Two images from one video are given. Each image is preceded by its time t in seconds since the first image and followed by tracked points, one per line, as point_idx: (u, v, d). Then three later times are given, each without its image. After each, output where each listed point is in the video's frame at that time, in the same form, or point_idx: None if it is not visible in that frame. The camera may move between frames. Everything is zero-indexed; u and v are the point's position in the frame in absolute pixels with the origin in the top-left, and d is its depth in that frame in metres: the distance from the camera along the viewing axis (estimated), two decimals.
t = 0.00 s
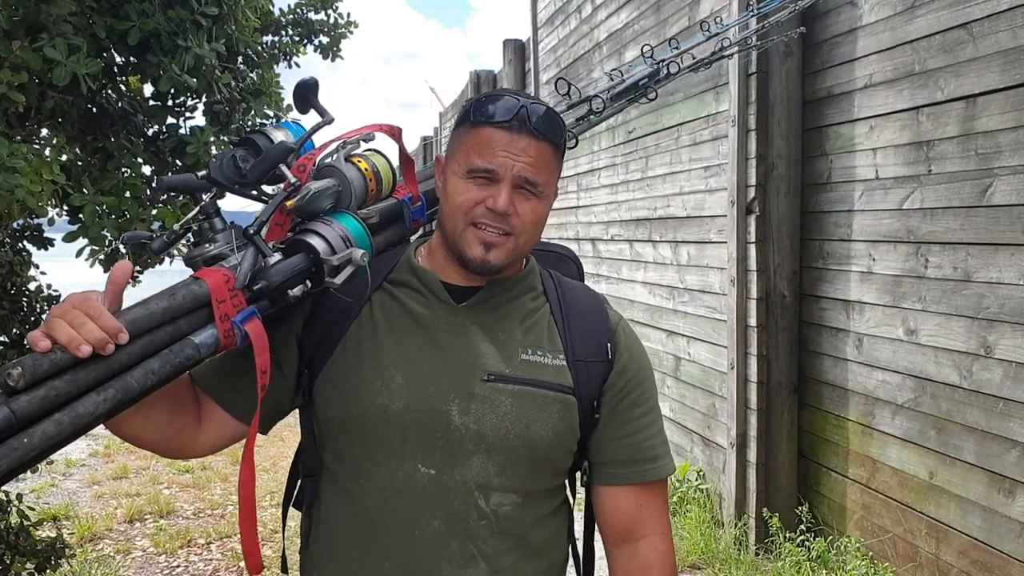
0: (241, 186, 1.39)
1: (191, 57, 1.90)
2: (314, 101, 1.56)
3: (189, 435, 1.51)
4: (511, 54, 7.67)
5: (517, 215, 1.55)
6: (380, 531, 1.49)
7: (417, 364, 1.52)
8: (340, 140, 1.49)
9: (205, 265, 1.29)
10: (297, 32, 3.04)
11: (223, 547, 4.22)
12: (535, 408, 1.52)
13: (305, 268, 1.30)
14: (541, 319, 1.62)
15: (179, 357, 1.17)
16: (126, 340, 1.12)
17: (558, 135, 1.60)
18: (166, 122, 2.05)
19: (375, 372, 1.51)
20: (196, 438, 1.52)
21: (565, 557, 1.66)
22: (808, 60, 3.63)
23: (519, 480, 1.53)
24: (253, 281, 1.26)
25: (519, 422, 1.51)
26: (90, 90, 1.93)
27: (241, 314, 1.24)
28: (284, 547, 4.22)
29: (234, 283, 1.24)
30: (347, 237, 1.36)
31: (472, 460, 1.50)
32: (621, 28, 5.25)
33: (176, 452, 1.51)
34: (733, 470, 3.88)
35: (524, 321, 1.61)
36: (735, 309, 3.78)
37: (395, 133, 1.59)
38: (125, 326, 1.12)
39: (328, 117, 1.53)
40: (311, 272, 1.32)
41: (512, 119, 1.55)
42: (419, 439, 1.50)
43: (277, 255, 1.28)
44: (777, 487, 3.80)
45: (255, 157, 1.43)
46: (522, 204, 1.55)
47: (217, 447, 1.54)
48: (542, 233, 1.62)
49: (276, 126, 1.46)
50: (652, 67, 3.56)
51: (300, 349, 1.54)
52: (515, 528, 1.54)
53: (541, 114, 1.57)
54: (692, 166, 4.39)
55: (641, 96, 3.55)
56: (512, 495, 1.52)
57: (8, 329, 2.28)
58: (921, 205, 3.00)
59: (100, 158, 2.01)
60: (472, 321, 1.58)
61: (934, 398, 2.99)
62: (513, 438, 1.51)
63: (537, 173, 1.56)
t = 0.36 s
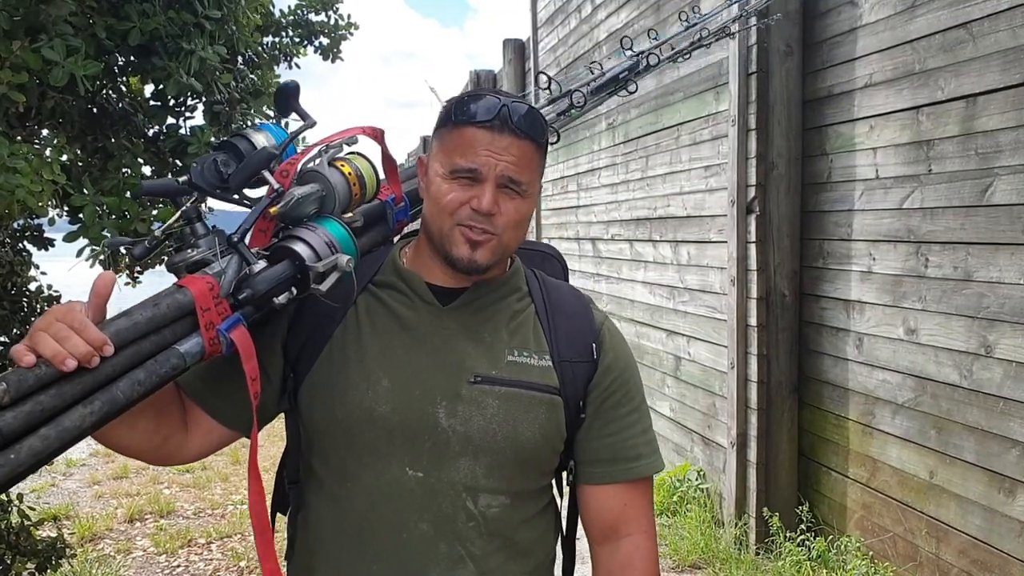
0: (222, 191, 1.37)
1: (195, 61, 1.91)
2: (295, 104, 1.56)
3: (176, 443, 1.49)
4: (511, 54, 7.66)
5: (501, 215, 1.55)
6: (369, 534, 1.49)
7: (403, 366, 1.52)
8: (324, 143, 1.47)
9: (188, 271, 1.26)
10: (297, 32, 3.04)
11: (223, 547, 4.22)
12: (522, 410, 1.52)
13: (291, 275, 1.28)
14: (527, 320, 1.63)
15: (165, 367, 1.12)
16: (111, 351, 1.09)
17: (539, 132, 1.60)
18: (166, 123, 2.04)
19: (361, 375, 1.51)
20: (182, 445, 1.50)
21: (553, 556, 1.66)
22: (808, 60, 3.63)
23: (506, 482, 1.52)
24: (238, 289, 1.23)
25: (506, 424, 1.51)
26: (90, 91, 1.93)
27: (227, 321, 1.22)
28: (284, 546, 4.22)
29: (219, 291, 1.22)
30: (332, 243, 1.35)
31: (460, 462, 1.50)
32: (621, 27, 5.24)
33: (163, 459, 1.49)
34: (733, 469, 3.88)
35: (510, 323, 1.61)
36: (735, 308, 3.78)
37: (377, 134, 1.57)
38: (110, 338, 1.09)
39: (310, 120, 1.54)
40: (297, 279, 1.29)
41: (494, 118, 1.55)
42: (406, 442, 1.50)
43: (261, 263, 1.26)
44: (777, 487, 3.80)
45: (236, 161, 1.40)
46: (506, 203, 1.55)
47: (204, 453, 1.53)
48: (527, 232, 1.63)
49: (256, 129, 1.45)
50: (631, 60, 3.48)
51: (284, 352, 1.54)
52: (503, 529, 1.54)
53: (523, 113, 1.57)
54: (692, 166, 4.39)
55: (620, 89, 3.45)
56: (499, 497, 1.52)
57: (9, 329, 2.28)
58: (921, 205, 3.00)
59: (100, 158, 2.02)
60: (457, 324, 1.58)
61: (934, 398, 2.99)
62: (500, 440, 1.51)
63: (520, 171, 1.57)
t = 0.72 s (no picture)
0: (212, 195, 1.37)
1: (193, 56, 1.91)
2: (285, 108, 1.58)
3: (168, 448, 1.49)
4: (511, 54, 7.67)
5: (496, 213, 1.56)
6: (361, 538, 1.50)
7: (395, 371, 1.53)
8: (313, 148, 1.47)
9: (177, 274, 1.26)
10: (297, 32, 3.05)
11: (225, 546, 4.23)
12: (516, 414, 1.53)
13: (281, 282, 1.28)
14: (519, 323, 1.64)
15: (155, 374, 1.14)
16: (100, 360, 1.10)
17: (530, 133, 1.63)
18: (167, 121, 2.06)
19: (353, 380, 1.51)
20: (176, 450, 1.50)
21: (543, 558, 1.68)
22: (808, 60, 3.64)
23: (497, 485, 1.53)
24: (229, 297, 1.23)
25: (499, 428, 1.52)
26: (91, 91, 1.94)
27: (217, 327, 1.22)
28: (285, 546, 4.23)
29: (209, 297, 1.21)
30: (322, 248, 1.34)
31: (453, 467, 1.51)
32: (621, 28, 5.25)
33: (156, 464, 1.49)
34: (733, 468, 3.89)
35: (501, 327, 1.62)
36: (735, 308, 3.79)
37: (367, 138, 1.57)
38: (100, 346, 1.10)
39: (300, 124, 1.55)
40: (288, 286, 1.30)
41: (486, 118, 1.58)
42: (399, 446, 1.50)
43: (252, 270, 1.26)
44: (777, 486, 3.81)
45: (226, 164, 1.40)
46: (500, 202, 1.57)
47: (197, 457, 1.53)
48: (519, 232, 1.65)
49: (245, 132, 1.44)
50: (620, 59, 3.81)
51: (275, 357, 1.54)
52: (495, 533, 1.55)
53: (514, 113, 1.60)
54: (692, 166, 4.39)
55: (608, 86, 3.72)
56: (492, 501, 1.53)
57: (10, 329, 2.30)
58: (921, 205, 3.01)
59: (103, 157, 2.03)
60: (447, 329, 1.59)
61: (933, 397, 3.00)
62: (492, 444, 1.52)
63: (513, 170, 1.59)
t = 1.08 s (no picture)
0: (227, 200, 1.31)
1: (188, 49, 1.90)
2: (302, 112, 1.53)
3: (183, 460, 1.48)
4: (511, 54, 7.67)
5: (522, 222, 1.56)
6: (379, 550, 1.48)
7: (416, 380, 1.52)
8: (335, 154, 1.43)
9: (190, 281, 1.23)
10: (298, 31, 3.04)
11: (225, 546, 4.23)
12: (541, 426, 1.52)
13: (307, 297, 1.22)
14: (541, 335, 1.64)
15: (178, 391, 1.09)
16: (125, 381, 1.04)
17: (558, 141, 1.63)
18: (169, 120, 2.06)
19: (373, 390, 1.50)
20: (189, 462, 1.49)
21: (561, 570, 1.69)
22: (808, 58, 3.64)
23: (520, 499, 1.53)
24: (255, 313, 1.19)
25: (523, 442, 1.51)
26: (91, 89, 1.94)
27: (239, 341, 1.17)
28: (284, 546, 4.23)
29: (231, 311, 1.16)
30: (347, 260, 1.28)
31: (475, 480, 1.51)
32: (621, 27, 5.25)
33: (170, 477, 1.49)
34: (734, 468, 3.88)
35: (524, 338, 1.62)
36: (736, 308, 3.79)
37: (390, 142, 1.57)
38: (124, 366, 1.04)
39: (319, 129, 1.52)
40: (313, 301, 1.24)
41: (516, 125, 1.58)
42: (420, 457, 1.49)
43: (276, 285, 1.21)
44: (778, 486, 3.80)
45: (241, 167, 1.32)
46: (526, 211, 1.57)
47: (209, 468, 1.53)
48: (543, 241, 1.64)
49: (256, 131, 1.35)
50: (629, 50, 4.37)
51: (293, 362, 1.53)
52: (516, 549, 1.54)
53: (543, 121, 1.60)
54: (693, 165, 4.39)
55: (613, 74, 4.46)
56: (513, 515, 1.53)
57: (11, 329, 2.29)
58: (922, 205, 3.01)
59: (103, 157, 2.02)
60: (469, 339, 1.59)
61: (935, 397, 2.99)
62: (515, 456, 1.51)
63: (540, 179, 1.59)
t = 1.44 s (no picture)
0: (273, 184, 1.28)
1: (192, 57, 1.90)
2: (360, 98, 1.49)
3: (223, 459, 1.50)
4: (511, 53, 7.67)
5: (566, 206, 1.55)
6: (427, 551, 1.49)
7: (464, 377, 1.52)
8: (394, 146, 1.44)
9: (229, 268, 1.22)
10: (297, 30, 3.04)
11: (225, 546, 4.23)
12: (592, 423, 1.53)
13: (362, 297, 1.21)
14: (590, 329, 1.64)
15: (222, 388, 1.05)
16: (170, 377, 1.01)
17: (610, 125, 1.62)
18: (167, 121, 2.05)
19: (420, 386, 1.51)
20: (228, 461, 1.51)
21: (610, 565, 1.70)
22: (808, 57, 3.64)
23: (573, 499, 1.54)
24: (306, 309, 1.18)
25: (576, 439, 1.51)
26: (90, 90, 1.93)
27: (285, 338, 1.14)
28: (284, 545, 4.23)
29: (275, 305, 1.12)
30: (403, 258, 1.26)
31: (526, 480, 1.51)
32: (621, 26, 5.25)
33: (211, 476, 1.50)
34: (734, 467, 3.89)
35: (573, 332, 1.63)
36: (735, 307, 3.79)
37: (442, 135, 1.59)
38: (169, 362, 1.01)
39: (378, 118, 1.46)
40: (368, 300, 1.23)
41: (566, 105, 1.57)
42: (469, 457, 1.50)
43: (332, 283, 1.19)
44: (777, 484, 3.80)
45: (290, 153, 1.28)
46: (571, 195, 1.56)
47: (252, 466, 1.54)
48: (589, 229, 1.63)
49: (303, 112, 1.32)
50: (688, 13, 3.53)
51: (334, 358, 1.52)
52: (567, 548, 1.56)
53: (595, 103, 1.59)
54: (692, 164, 4.39)
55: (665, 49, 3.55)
56: (563, 514, 1.53)
57: (9, 329, 2.28)
58: (921, 203, 3.01)
59: (102, 157, 2.02)
60: (521, 335, 1.60)
61: (935, 396, 2.99)
62: (568, 455, 1.51)
63: (589, 163, 1.58)
